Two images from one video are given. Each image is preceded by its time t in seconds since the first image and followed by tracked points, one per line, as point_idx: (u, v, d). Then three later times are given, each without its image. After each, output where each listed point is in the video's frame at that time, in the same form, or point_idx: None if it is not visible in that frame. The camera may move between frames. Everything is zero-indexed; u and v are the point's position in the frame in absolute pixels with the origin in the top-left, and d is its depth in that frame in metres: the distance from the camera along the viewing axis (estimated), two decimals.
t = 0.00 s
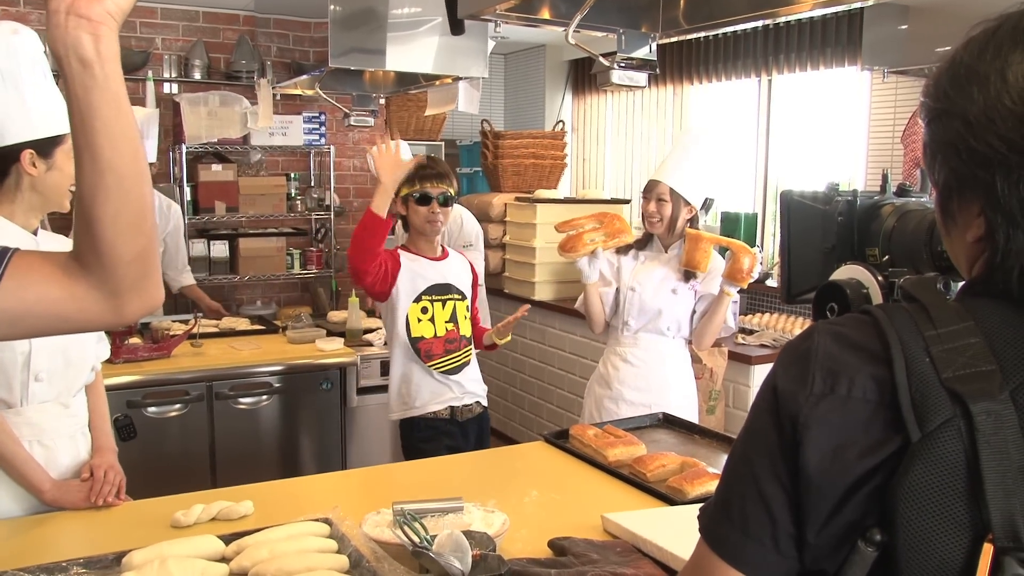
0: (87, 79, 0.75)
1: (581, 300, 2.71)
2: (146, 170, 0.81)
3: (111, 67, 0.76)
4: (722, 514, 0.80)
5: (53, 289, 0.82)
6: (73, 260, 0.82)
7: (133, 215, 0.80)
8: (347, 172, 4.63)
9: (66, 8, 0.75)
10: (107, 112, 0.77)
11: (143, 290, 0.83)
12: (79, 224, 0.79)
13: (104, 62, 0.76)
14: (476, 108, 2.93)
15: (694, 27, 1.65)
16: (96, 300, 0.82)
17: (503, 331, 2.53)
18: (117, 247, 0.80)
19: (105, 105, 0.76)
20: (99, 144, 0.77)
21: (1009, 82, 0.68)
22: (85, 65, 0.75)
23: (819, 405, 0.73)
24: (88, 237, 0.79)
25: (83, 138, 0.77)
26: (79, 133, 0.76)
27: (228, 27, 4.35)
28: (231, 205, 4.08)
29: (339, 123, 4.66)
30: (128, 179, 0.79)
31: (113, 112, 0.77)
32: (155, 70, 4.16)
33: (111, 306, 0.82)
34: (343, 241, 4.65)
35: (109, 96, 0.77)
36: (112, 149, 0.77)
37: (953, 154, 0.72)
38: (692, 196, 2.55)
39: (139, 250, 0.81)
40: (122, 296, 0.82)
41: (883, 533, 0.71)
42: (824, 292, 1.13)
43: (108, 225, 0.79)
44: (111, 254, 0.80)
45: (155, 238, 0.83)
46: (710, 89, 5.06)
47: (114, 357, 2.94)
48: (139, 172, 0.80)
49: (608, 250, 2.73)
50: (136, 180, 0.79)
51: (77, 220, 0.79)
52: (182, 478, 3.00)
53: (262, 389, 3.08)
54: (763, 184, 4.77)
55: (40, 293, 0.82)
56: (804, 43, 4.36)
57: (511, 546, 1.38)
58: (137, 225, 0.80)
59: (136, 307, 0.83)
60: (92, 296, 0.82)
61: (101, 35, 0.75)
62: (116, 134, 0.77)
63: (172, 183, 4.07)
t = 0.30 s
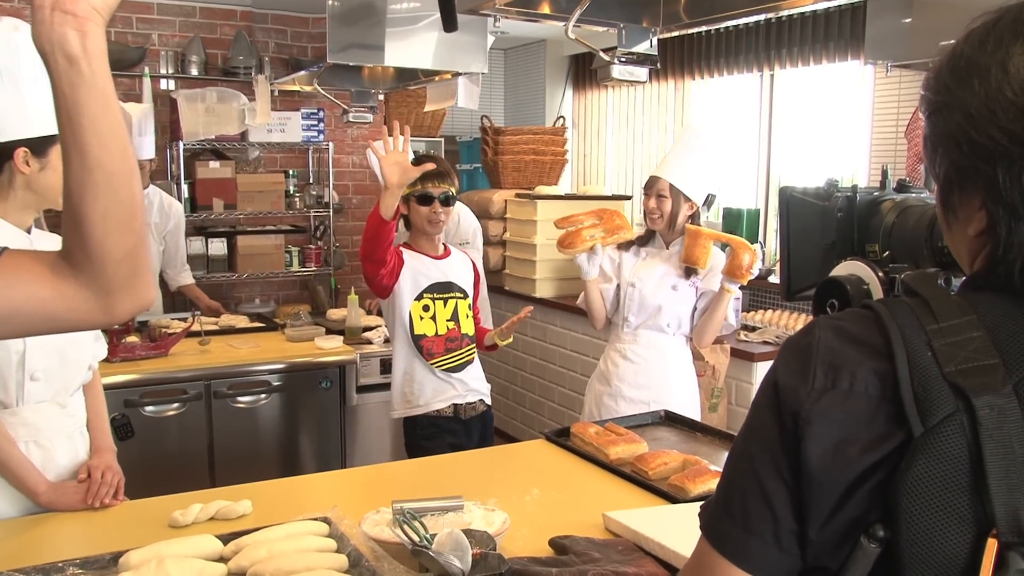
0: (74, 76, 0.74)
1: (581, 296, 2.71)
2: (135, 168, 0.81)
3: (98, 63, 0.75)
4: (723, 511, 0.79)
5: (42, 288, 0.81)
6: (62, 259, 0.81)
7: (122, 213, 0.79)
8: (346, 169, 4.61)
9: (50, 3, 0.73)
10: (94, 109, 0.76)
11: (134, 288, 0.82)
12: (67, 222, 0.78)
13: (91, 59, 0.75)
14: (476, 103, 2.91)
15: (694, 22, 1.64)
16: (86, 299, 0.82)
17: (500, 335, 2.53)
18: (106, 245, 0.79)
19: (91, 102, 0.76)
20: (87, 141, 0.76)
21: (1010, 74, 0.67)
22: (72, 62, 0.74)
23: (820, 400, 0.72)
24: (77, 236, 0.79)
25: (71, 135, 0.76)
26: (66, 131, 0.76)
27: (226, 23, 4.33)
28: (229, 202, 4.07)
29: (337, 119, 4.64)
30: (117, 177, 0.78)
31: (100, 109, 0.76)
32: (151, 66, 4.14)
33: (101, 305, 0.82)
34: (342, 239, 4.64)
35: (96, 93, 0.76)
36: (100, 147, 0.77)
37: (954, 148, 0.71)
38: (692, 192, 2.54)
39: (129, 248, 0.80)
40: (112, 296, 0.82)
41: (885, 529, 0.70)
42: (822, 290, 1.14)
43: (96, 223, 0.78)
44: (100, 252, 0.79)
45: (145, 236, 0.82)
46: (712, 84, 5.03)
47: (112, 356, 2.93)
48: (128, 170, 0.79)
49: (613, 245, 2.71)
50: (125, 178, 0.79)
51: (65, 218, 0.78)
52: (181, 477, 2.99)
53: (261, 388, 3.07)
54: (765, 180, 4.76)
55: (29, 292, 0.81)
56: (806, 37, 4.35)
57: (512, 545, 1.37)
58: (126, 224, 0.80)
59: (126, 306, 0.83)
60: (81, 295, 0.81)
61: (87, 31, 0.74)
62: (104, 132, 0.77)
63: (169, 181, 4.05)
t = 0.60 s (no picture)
0: (56, 69, 0.72)
1: (581, 295, 2.68)
2: (121, 164, 0.78)
3: (81, 57, 0.73)
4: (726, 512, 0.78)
5: (25, 287, 0.77)
6: (45, 257, 0.78)
7: (107, 210, 0.76)
8: (340, 165, 4.57)
9: None
10: (77, 102, 0.73)
11: (120, 287, 0.79)
12: (50, 217, 0.75)
13: (74, 52, 0.72)
14: (473, 97, 2.88)
15: (696, 13, 1.60)
16: (70, 298, 0.78)
17: (499, 348, 2.50)
18: (91, 241, 0.76)
19: (75, 97, 0.73)
20: (69, 135, 0.73)
21: (1019, 66, 0.66)
22: (54, 55, 0.72)
23: (824, 398, 0.71)
24: (60, 233, 0.75)
25: (53, 130, 0.73)
26: (49, 124, 0.73)
27: (216, 14, 4.27)
28: (220, 198, 4.01)
29: (332, 113, 4.59)
30: (101, 173, 0.75)
31: (85, 103, 0.74)
32: (140, 59, 4.10)
33: (86, 304, 0.78)
34: (337, 236, 4.60)
35: (79, 86, 0.73)
36: (83, 141, 0.74)
37: (961, 141, 0.70)
38: (694, 188, 2.50)
39: (115, 245, 0.77)
40: (97, 295, 0.78)
41: (891, 530, 0.69)
42: (826, 288, 1.14)
43: (80, 219, 0.75)
44: (84, 248, 0.76)
45: (131, 234, 0.79)
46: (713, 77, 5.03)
47: (100, 355, 2.90)
48: (113, 166, 0.77)
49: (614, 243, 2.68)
50: (110, 173, 0.76)
51: (48, 214, 0.75)
52: (172, 479, 2.96)
53: (253, 388, 3.04)
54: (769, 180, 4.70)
55: (10, 291, 0.77)
56: (811, 28, 4.35)
57: (510, 548, 1.34)
58: (111, 220, 0.77)
59: (112, 305, 0.79)
60: (66, 294, 0.78)
61: (69, 23, 0.72)
62: (89, 126, 0.74)
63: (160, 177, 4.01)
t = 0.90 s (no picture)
0: (42, 67, 0.69)
1: (582, 296, 2.65)
2: (110, 163, 0.75)
3: (69, 54, 0.70)
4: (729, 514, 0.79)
5: (11, 288, 0.76)
6: (32, 259, 0.77)
7: (97, 211, 0.74)
8: (335, 162, 4.48)
9: None
10: (64, 101, 0.70)
11: (109, 289, 0.78)
12: (37, 217, 0.73)
13: (61, 50, 0.69)
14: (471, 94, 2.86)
15: (699, 7, 1.57)
16: (59, 301, 0.77)
17: (492, 353, 2.51)
18: (80, 244, 0.74)
19: (62, 97, 0.70)
20: (56, 135, 0.70)
21: None
22: (39, 52, 0.68)
23: (828, 399, 0.71)
24: (48, 236, 0.74)
25: (38, 128, 0.70)
26: (33, 123, 0.70)
27: (207, 7, 4.20)
28: (213, 197, 4.00)
29: (326, 110, 4.44)
30: (90, 174, 0.73)
31: (72, 101, 0.70)
32: (130, 53, 4.01)
33: (75, 307, 0.77)
34: (332, 235, 4.50)
35: (65, 84, 0.70)
36: (72, 142, 0.71)
37: (968, 137, 0.69)
38: (699, 185, 2.46)
39: (104, 247, 0.76)
40: (86, 298, 0.77)
41: (898, 534, 0.69)
42: (831, 288, 1.12)
43: (68, 220, 0.73)
44: (73, 250, 0.74)
45: (120, 235, 0.77)
46: (717, 73, 5.00)
47: (89, 357, 2.86)
48: (102, 166, 0.74)
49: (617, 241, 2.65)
50: (99, 173, 0.74)
51: (35, 213, 0.73)
52: (163, 483, 2.93)
53: (246, 391, 3.01)
54: (773, 177, 4.66)
55: None
56: (816, 22, 4.35)
57: (508, 554, 1.31)
58: (101, 221, 0.74)
59: (101, 308, 0.78)
60: (55, 298, 0.77)
61: (56, 20, 0.68)
62: (77, 126, 0.71)
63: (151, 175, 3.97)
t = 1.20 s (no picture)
0: (24, 65, 0.69)
1: (583, 296, 2.61)
2: (95, 162, 0.75)
3: (52, 52, 0.70)
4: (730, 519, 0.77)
5: None
6: (16, 261, 0.76)
7: (82, 211, 0.74)
8: (329, 160, 4.38)
9: None
10: (48, 100, 0.70)
11: (95, 292, 0.78)
12: (21, 216, 0.73)
13: (44, 46, 0.69)
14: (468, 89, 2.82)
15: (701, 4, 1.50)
16: (42, 304, 0.77)
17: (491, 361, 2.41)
18: (65, 244, 0.74)
19: (45, 94, 0.70)
20: (40, 134, 0.70)
21: None
22: (21, 50, 0.69)
23: (831, 401, 0.69)
24: (32, 236, 0.74)
25: (21, 127, 0.70)
26: (17, 121, 0.70)
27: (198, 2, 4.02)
28: (205, 195, 3.87)
29: (320, 108, 4.33)
30: (75, 173, 0.73)
31: (56, 100, 0.71)
32: (117, 48, 3.86)
33: (59, 310, 0.77)
34: (327, 234, 4.38)
35: (49, 81, 0.70)
36: (57, 142, 0.71)
37: (974, 134, 0.67)
38: (705, 184, 2.43)
39: (90, 249, 0.76)
40: (72, 300, 0.77)
41: (903, 539, 0.67)
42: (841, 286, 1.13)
43: (53, 220, 0.73)
44: (58, 251, 0.74)
45: (106, 237, 0.77)
46: (720, 69, 4.97)
47: (78, 359, 2.81)
48: (87, 165, 0.74)
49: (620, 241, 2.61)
50: (84, 173, 0.74)
51: (19, 212, 0.73)
52: (155, 488, 2.89)
53: (239, 394, 2.99)
54: (778, 174, 4.62)
55: None
56: (821, 18, 4.28)
57: (507, 561, 1.28)
58: (86, 222, 0.75)
59: (87, 311, 0.78)
60: (38, 300, 0.77)
61: (38, 17, 0.69)
62: (62, 125, 0.71)
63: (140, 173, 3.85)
